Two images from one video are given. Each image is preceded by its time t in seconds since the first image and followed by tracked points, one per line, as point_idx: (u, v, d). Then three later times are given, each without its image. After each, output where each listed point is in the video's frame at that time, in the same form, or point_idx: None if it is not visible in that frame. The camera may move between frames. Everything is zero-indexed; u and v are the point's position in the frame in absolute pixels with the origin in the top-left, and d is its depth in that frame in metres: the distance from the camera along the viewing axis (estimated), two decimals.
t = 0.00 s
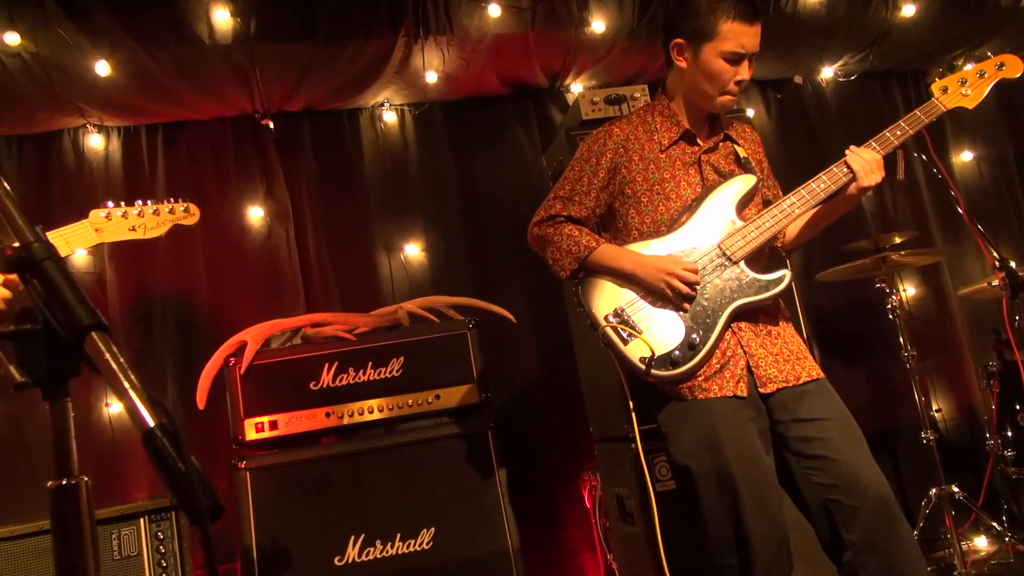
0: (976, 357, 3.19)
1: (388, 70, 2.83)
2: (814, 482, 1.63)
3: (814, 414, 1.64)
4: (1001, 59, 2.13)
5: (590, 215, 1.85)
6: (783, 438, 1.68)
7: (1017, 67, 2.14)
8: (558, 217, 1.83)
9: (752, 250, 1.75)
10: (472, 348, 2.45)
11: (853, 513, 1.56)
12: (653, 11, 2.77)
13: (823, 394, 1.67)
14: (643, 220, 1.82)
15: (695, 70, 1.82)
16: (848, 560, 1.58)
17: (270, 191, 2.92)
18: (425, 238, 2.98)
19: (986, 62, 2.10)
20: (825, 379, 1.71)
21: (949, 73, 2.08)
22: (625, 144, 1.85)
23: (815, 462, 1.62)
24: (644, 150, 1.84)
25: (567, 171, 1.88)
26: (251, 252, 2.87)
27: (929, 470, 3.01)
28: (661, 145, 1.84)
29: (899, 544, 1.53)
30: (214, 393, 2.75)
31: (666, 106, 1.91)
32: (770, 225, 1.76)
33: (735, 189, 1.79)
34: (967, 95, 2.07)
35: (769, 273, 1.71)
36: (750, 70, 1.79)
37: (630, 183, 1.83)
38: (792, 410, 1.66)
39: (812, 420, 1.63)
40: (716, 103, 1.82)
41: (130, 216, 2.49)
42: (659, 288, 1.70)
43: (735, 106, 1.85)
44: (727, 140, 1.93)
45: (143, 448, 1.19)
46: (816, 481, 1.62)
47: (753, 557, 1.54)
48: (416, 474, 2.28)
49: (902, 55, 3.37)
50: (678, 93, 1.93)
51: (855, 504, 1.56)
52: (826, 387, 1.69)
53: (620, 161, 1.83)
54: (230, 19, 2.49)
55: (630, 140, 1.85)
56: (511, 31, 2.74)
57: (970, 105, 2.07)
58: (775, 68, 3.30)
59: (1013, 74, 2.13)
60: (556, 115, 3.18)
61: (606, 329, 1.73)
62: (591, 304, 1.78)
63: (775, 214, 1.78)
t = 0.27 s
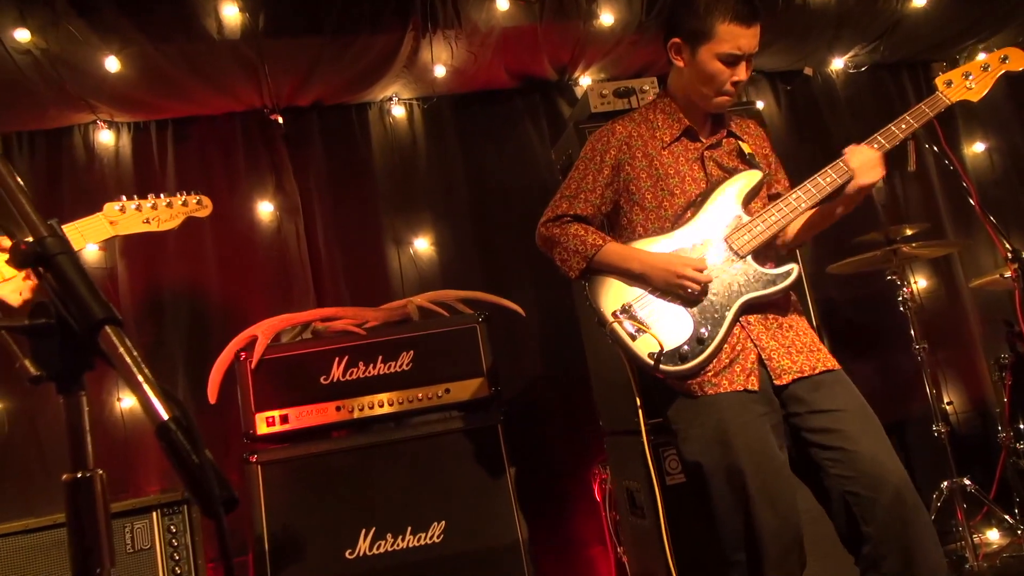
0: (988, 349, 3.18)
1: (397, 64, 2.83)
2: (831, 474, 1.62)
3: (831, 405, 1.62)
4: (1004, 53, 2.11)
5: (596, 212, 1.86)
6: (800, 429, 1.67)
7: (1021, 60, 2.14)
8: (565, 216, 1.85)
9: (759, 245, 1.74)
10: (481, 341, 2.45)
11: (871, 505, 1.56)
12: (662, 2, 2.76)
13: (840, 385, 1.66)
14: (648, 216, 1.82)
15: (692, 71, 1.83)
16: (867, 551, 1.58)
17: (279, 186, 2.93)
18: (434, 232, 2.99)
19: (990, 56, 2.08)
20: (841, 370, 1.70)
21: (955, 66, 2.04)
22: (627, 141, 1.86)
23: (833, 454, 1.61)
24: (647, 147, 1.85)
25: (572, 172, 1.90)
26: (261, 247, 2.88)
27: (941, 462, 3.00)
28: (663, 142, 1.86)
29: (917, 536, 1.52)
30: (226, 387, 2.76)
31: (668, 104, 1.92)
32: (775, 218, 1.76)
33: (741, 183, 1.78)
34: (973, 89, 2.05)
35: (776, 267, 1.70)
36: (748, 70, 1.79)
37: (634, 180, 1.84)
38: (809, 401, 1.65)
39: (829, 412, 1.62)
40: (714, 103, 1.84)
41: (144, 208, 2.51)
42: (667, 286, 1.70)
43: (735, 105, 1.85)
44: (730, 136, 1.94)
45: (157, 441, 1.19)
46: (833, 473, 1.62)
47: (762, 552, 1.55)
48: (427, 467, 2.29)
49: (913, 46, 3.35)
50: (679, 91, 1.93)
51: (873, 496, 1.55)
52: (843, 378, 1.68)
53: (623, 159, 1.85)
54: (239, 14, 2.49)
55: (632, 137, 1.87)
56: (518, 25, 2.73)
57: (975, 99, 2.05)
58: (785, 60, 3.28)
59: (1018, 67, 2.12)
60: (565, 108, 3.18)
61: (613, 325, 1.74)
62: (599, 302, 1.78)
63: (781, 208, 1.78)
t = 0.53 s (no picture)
0: (1002, 341, 3.16)
1: (407, 58, 2.83)
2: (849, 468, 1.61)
3: (846, 399, 1.63)
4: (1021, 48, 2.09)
5: (603, 206, 1.87)
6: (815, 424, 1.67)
7: None
8: (572, 209, 1.86)
9: (766, 241, 1.73)
10: (493, 335, 2.46)
11: (891, 497, 1.55)
12: None
13: (853, 379, 1.66)
14: (654, 211, 1.82)
15: (702, 65, 1.81)
16: (886, 545, 1.57)
17: (290, 180, 2.93)
18: (445, 226, 2.99)
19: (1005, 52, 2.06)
20: (852, 365, 1.70)
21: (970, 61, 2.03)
22: (637, 134, 1.86)
23: (851, 448, 1.60)
24: (656, 140, 1.84)
25: (581, 164, 1.91)
26: (273, 241, 2.89)
27: (955, 455, 2.99)
28: (673, 135, 1.85)
29: (938, 527, 1.52)
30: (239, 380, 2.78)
31: (680, 97, 1.92)
32: (782, 216, 1.74)
33: (749, 179, 1.77)
34: (990, 84, 2.03)
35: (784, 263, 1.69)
36: (757, 64, 1.77)
37: (642, 174, 1.83)
38: (825, 395, 1.64)
39: (846, 405, 1.62)
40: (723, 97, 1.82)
41: (160, 197, 2.51)
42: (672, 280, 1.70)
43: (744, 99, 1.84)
44: (741, 132, 1.92)
45: (173, 433, 1.20)
46: (851, 466, 1.61)
47: (776, 547, 1.55)
48: (439, 460, 2.29)
49: (926, 35, 3.32)
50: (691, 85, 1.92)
51: (893, 489, 1.55)
52: (856, 373, 1.68)
53: (632, 152, 1.85)
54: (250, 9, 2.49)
55: (642, 130, 1.87)
56: (529, 18, 2.73)
57: (992, 94, 2.03)
58: (797, 51, 3.27)
59: None
60: (576, 101, 3.17)
61: (618, 321, 1.74)
62: (605, 298, 1.79)
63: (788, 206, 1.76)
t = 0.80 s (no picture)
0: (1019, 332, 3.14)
1: (419, 50, 2.83)
2: (850, 466, 1.61)
3: (848, 395, 1.62)
4: None
5: (618, 193, 1.86)
6: (816, 422, 1.67)
7: None
8: (587, 197, 1.85)
9: (780, 235, 1.73)
10: (506, 327, 2.46)
11: (892, 493, 1.54)
12: None
13: (856, 376, 1.66)
14: (668, 201, 1.81)
15: (718, 52, 1.81)
16: (890, 541, 1.55)
17: (303, 174, 2.94)
18: (458, 219, 2.99)
19: None
20: (859, 361, 1.69)
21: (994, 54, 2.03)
22: (653, 122, 1.85)
23: (850, 445, 1.60)
24: (672, 129, 1.83)
25: (596, 151, 1.90)
26: (286, 235, 2.90)
27: (970, 446, 2.98)
28: (689, 124, 1.84)
29: (940, 524, 1.50)
30: (254, 373, 2.80)
31: (696, 85, 1.90)
32: (797, 210, 1.74)
33: (762, 172, 1.78)
34: (1011, 78, 2.03)
35: (797, 258, 1.69)
36: (775, 54, 1.76)
37: (657, 163, 1.83)
38: (824, 392, 1.65)
39: (846, 402, 1.62)
40: (738, 87, 1.81)
41: (173, 194, 2.54)
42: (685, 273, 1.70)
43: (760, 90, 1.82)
44: (758, 121, 1.92)
45: (193, 424, 1.21)
46: (852, 463, 1.61)
47: (788, 539, 1.54)
48: (453, 452, 2.30)
49: (943, 23, 3.28)
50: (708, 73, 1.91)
51: (893, 484, 1.54)
52: (860, 369, 1.68)
53: (647, 140, 1.84)
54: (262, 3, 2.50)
55: (658, 118, 1.85)
56: (541, 9, 2.72)
57: (1013, 88, 2.03)
58: (811, 40, 3.24)
59: None
60: (588, 92, 3.16)
61: (628, 312, 1.74)
62: (615, 286, 1.79)
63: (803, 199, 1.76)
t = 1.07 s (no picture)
0: None
1: (431, 41, 2.83)
2: (868, 459, 1.61)
3: (868, 388, 1.62)
4: None
5: (626, 186, 1.87)
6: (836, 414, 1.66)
7: None
8: (594, 192, 1.87)
9: (794, 223, 1.71)
10: (518, 318, 2.46)
11: (908, 490, 1.54)
12: None
13: (877, 369, 1.65)
14: (676, 192, 1.81)
15: (723, 46, 1.79)
16: (905, 537, 1.56)
17: (315, 164, 2.95)
18: (469, 210, 2.99)
19: None
20: (878, 351, 1.68)
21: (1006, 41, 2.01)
22: (660, 116, 1.85)
23: (869, 438, 1.60)
24: (679, 122, 1.83)
25: (604, 147, 1.92)
26: (298, 225, 2.90)
27: (983, 439, 2.97)
28: (697, 116, 1.83)
29: (957, 523, 1.49)
30: (266, 363, 2.81)
31: (704, 78, 1.90)
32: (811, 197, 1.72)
33: (775, 161, 1.76)
34: None
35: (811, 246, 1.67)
36: (780, 47, 1.74)
37: (664, 155, 1.83)
38: (845, 384, 1.64)
39: (866, 396, 1.62)
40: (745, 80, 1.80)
41: (184, 191, 2.54)
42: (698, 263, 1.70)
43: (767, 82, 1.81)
44: (768, 113, 1.91)
45: (210, 412, 1.22)
46: (870, 458, 1.60)
47: (802, 532, 1.54)
48: (465, 442, 2.31)
49: (958, 14, 3.25)
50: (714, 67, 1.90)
51: (910, 480, 1.54)
52: (881, 363, 1.67)
53: (655, 133, 1.84)
54: None
55: (665, 112, 1.86)
56: None
57: None
58: (825, 30, 3.22)
59: None
60: (600, 83, 3.15)
61: (642, 302, 1.74)
62: (628, 277, 1.78)
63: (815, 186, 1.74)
